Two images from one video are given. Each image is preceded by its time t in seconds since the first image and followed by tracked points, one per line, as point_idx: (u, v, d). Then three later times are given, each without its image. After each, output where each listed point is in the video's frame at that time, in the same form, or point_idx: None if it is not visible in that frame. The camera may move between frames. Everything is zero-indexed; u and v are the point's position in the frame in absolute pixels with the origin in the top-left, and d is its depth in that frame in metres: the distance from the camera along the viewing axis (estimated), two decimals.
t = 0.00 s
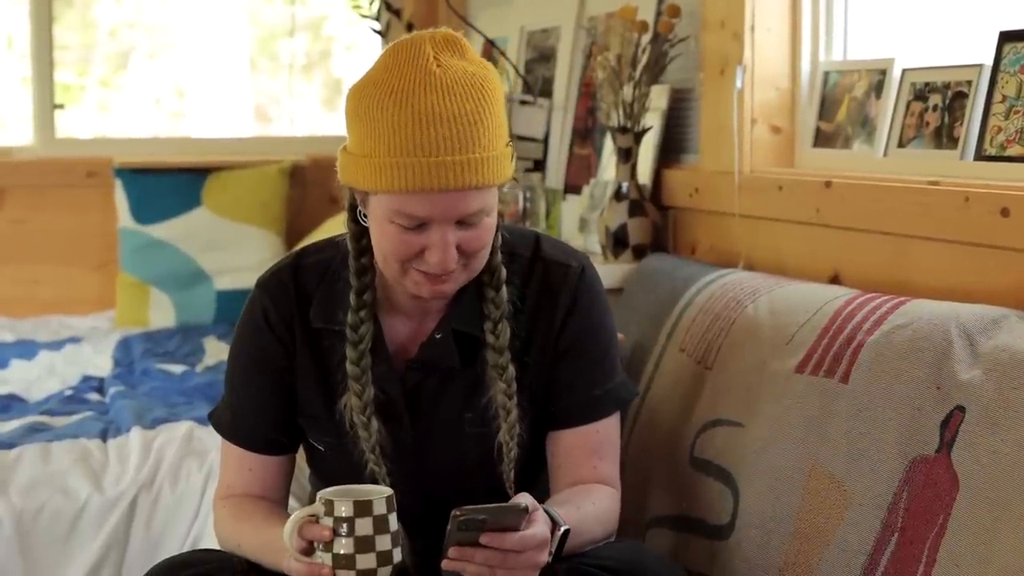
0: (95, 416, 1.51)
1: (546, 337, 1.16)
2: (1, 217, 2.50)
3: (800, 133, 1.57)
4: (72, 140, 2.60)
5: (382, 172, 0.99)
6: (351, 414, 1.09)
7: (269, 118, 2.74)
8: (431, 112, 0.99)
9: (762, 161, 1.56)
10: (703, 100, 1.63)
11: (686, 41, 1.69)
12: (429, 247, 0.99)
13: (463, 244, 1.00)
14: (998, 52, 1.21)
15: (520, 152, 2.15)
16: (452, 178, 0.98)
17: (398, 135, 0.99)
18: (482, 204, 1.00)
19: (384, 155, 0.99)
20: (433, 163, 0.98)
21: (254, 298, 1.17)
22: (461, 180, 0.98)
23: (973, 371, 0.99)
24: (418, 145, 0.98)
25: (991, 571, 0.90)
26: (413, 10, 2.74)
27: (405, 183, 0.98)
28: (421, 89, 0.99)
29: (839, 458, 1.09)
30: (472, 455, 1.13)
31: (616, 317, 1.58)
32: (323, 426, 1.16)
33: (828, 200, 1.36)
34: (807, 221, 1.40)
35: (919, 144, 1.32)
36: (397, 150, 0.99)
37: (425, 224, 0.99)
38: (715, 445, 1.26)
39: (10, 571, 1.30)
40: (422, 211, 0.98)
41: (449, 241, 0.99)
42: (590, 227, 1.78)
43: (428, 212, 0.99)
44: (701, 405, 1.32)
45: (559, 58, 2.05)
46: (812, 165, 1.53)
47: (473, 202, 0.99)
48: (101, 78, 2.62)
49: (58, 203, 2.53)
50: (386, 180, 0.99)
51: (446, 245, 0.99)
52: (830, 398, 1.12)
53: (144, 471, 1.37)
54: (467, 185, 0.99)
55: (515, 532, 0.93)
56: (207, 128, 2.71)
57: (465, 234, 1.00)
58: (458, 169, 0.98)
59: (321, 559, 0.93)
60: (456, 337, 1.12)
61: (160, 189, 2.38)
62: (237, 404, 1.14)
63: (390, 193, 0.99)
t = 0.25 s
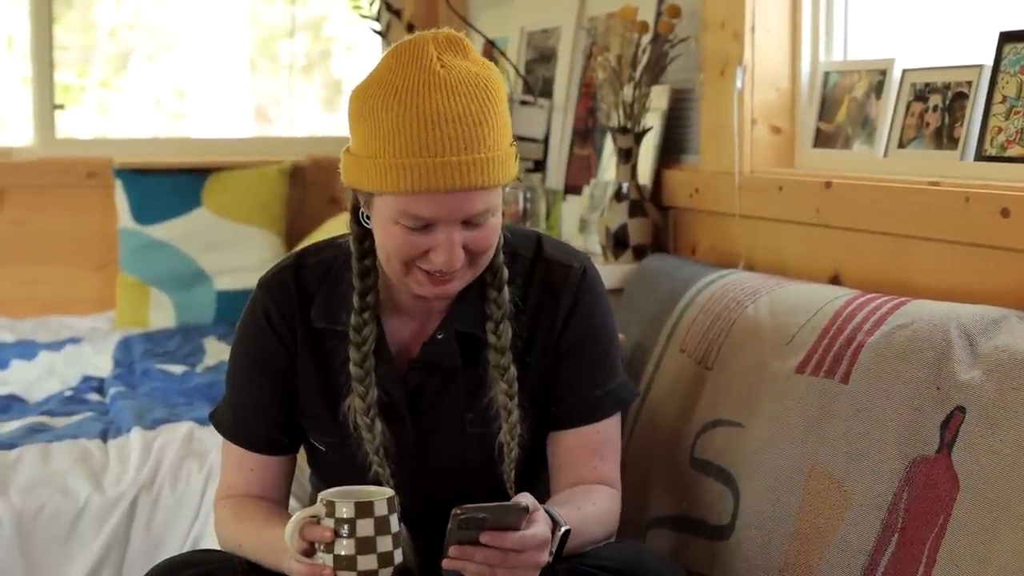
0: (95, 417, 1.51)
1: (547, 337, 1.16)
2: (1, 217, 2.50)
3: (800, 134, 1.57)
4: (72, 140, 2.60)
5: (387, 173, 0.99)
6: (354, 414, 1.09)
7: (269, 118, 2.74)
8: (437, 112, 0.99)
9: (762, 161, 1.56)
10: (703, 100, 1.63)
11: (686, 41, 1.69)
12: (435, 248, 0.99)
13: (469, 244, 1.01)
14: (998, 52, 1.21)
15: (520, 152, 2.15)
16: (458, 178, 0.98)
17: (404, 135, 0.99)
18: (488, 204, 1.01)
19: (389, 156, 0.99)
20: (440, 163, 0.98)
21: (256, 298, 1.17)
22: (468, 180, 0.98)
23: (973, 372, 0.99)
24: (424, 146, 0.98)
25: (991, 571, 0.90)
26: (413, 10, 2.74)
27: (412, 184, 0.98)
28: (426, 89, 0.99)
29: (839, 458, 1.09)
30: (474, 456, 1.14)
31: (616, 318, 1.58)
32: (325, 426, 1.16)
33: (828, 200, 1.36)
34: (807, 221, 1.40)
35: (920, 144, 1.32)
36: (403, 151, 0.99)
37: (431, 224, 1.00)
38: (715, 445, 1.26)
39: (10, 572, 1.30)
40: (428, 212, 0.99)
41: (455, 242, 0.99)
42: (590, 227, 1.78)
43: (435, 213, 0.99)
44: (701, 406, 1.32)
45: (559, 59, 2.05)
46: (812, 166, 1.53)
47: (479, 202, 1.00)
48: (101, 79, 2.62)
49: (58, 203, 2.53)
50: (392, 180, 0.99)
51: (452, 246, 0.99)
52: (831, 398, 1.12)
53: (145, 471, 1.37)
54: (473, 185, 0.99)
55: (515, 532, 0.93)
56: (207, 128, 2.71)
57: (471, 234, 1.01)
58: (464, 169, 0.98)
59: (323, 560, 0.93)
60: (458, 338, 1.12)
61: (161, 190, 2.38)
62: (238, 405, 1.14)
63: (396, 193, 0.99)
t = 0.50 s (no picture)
0: (95, 416, 1.51)
1: (547, 337, 1.16)
2: (1, 217, 2.50)
3: (800, 133, 1.57)
4: (72, 140, 2.60)
5: (388, 174, 0.99)
6: (354, 413, 1.09)
7: (269, 118, 2.74)
8: (437, 113, 0.99)
9: (762, 161, 1.56)
10: (703, 100, 1.63)
11: (685, 41, 1.69)
12: (435, 248, 0.99)
13: (469, 245, 1.01)
14: (998, 52, 1.21)
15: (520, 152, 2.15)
16: (459, 180, 0.98)
17: (404, 136, 0.99)
18: (488, 205, 1.01)
19: (389, 157, 0.99)
20: (441, 164, 0.98)
21: (255, 298, 1.17)
22: (468, 182, 0.98)
23: (973, 372, 1.00)
24: (425, 147, 0.98)
25: (992, 571, 0.90)
26: (413, 10, 2.74)
27: (412, 185, 0.98)
28: (427, 90, 0.99)
29: (839, 458, 1.09)
30: (474, 455, 1.14)
31: (616, 317, 1.58)
32: (324, 426, 1.16)
33: (828, 200, 1.36)
34: (807, 221, 1.40)
35: (919, 144, 1.32)
36: (403, 152, 0.99)
37: (431, 225, 1.00)
38: (715, 445, 1.26)
39: (10, 571, 1.30)
40: (428, 212, 0.99)
41: (455, 243, 0.99)
42: (590, 227, 1.78)
43: (435, 213, 0.99)
44: (701, 405, 1.32)
45: (559, 59, 2.04)
46: (812, 166, 1.53)
47: (479, 203, 1.00)
48: (101, 79, 2.62)
49: (58, 203, 2.53)
50: (393, 181, 0.99)
51: (453, 246, 0.99)
52: (830, 398, 1.12)
53: (144, 471, 1.37)
54: (474, 186, 0.99)
55: (514, 532, 0.93)
56: (207, 128, 2.71)
57: (471, 235, 1.01)
58: (465, 170, 0.98)
59: (323, 560, 0.93)
60: (457, 337, 1.12)
61: (160, 190, 2.38)
62: (237, 404, 1.15)
63: (396, 194, 0.99)
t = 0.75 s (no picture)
0: (95, 416, 1.51)
1: (546, 337, 1.16)
2: (1, 217, 2.50)
3: (800, 133, 1.56)
4: (72, 140, 2.60)
5: (390, 175, 0.99)
6: (353, 413, 1.09)
7: (269, 118, 2.74)
8: (440, 115, 0.99)
9: (762, 161, 1.56)
10: (703, 100, 1.63)
11: (686, 41, 1.69)
12: (436, 249, 0.99)
13: (470, 246, 1.01)
14: (998, 52, 1.21)
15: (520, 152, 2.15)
16: (462, 182, 0.98)
17: (406, 138, 0.99)
18: (489, 206, 1.01)
19: (391, 158, 0.99)
20: (443, 166, 0.97)
21: (255, 297, 1.17)
22: (470, 184, 0.98)
23: (973, 372, 1.00)
24: (427, 149, 0.98)
25: (992, 571, 0.90)
26: (412, 10, 2.74)
27: (414, 186, 0.98)
28: (429, 92, 0.99)
29: (840, 458, 1.09)
30: (472, 455, 1.14)
31: (616, 317, 1.58)
32: (323, 425, 1.16)
33: (828, 200, 1.36)
34: (807, 221, 1.40)
35: (919, 144, 1.32)
36: (405, 154, 0.99)
37: (432, 226, 1.00)
38: (715, 445, 1.26)
39: (10, 571, 1.30)
40: (429, 214, 0.99)
41: (456, 244, 0.99)
42: (590, 227, 1.78)
43: (437, 214, 0.99)
44: (701, 405, 1.32)
45: (559, 58, 2.04)
46: (812, 165, 1.53)
47: (480, 205, 1.00)
48: (101, 79, 2.62)
49: (58, 203, 2.53)
50: (394, 183, 0.99)
51: (454, 248, 0.99)
52: (830, 398, 1.12)
53: (144, 471, 1.36)
54: (476, 189, 0.99)
55: (514, 533, 0.93)
56: (207, 128, 2.71)
57: (473, 237, 1.01)
58: (467, 173, 0.98)
59: (325, 560, 0.93)
60: (456, 337, 1.12)
61: (160, 190, 2.38)
62: (236, 403, 1.14)
63: (398, 196, 0.99)
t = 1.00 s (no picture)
0: (94, 416, 1.51)
1: (545, 337, 1.16)
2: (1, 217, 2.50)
3: (799, 133, 1.56)
4: (71, 140, 2.60)
5: (393, 177, 0.99)
6: (352, 412, 1.09)
7: (268, 118, 2.74)
8: (445, 117, 0.99)
9: (762, 161, 1.56)
10: (703, 100, 1.63)
11: (685, 41, 1.69)
12: (438, 250, 0.99)
13: (472, 247, 1.01)
14: (997, 52, 1.21)
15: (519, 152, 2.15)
16: (466, 184, 0.98)
17: (411, 139, 0.99)
18: (491, 208, 1.01)
19: (395, 160, 0.99)
20: (448, 169, 0.98)
21: (253, 296, 1.17)
22: (474, 186, 0.98)
23: (972, 371, 1.00)
24: (432, 152, 0.98)
25: (991, 571, 0.90)
26: (412, 10, 2.74)
27: (417, 188, 0.98)
28: (433, 93, 0.99)
29: (839, 458, 1.09)
30: (471, 455, 1.13)
31: (616, 317, 1.58)
32: (321, 425, 1.16)
33: (827, 200, 1.36)
34: (806, 221, 1.40)
35: (918, 144, 1.32)
36: (409, 155, 0.99)
37: (435, 227, 1.00)
38: (714, 445, 1.26)
39: (9, 571, 1.30)
40: (433, 215, 0.98)
41: (458, 245, 0.99)
42: (589, 227, 1.78)
43: (440, 216, 0.99)
44: (700, 405, 1.32)
45: (558, 59, 2.04)
46: (812, 166, 1.53)
47: (483, 207, 1.00)
48: (100, 79, 2.62)
49: (57, 204, 2.53)
50: (398, 184, 0.99)
51: (456, 249, 0.99)
52: (829, 398, 1.12)
53: (143, 471, 1.36)
54: (480, 190, 0.99)
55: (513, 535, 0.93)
56: (206, 128, 2.70)
57: (475, 238, 1.01)
58: (471, 175, 0.98)
59: (321, 562, 0.93)
60: (455, 336, 1.12)
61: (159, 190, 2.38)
62: (234, 402, 1.14)
63: (401, 197, 0.99)
